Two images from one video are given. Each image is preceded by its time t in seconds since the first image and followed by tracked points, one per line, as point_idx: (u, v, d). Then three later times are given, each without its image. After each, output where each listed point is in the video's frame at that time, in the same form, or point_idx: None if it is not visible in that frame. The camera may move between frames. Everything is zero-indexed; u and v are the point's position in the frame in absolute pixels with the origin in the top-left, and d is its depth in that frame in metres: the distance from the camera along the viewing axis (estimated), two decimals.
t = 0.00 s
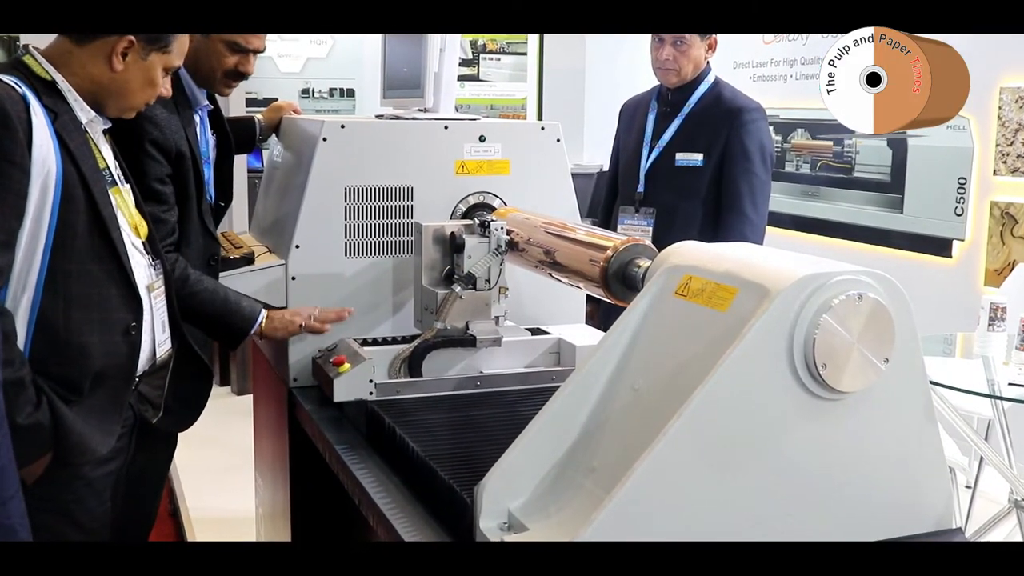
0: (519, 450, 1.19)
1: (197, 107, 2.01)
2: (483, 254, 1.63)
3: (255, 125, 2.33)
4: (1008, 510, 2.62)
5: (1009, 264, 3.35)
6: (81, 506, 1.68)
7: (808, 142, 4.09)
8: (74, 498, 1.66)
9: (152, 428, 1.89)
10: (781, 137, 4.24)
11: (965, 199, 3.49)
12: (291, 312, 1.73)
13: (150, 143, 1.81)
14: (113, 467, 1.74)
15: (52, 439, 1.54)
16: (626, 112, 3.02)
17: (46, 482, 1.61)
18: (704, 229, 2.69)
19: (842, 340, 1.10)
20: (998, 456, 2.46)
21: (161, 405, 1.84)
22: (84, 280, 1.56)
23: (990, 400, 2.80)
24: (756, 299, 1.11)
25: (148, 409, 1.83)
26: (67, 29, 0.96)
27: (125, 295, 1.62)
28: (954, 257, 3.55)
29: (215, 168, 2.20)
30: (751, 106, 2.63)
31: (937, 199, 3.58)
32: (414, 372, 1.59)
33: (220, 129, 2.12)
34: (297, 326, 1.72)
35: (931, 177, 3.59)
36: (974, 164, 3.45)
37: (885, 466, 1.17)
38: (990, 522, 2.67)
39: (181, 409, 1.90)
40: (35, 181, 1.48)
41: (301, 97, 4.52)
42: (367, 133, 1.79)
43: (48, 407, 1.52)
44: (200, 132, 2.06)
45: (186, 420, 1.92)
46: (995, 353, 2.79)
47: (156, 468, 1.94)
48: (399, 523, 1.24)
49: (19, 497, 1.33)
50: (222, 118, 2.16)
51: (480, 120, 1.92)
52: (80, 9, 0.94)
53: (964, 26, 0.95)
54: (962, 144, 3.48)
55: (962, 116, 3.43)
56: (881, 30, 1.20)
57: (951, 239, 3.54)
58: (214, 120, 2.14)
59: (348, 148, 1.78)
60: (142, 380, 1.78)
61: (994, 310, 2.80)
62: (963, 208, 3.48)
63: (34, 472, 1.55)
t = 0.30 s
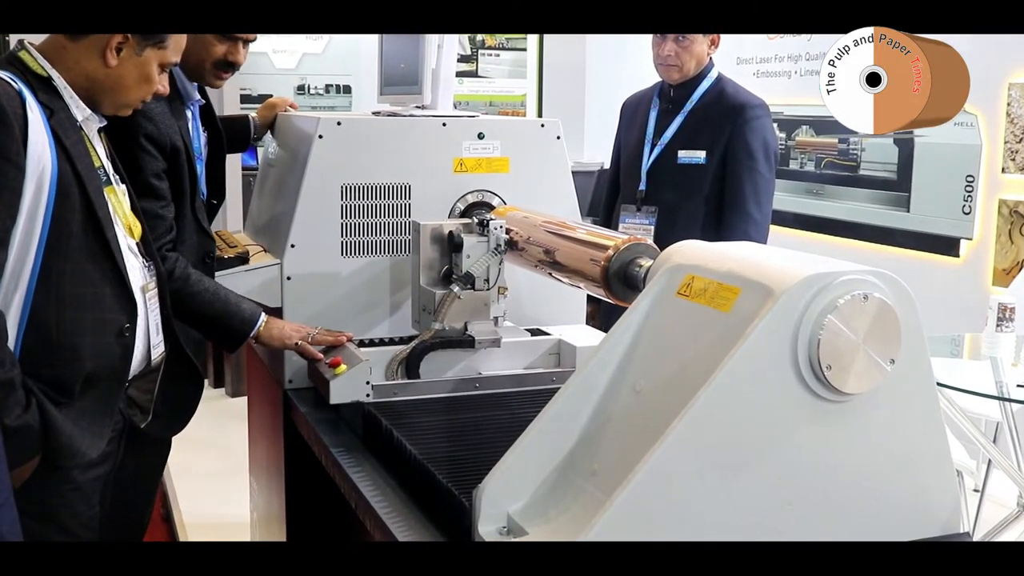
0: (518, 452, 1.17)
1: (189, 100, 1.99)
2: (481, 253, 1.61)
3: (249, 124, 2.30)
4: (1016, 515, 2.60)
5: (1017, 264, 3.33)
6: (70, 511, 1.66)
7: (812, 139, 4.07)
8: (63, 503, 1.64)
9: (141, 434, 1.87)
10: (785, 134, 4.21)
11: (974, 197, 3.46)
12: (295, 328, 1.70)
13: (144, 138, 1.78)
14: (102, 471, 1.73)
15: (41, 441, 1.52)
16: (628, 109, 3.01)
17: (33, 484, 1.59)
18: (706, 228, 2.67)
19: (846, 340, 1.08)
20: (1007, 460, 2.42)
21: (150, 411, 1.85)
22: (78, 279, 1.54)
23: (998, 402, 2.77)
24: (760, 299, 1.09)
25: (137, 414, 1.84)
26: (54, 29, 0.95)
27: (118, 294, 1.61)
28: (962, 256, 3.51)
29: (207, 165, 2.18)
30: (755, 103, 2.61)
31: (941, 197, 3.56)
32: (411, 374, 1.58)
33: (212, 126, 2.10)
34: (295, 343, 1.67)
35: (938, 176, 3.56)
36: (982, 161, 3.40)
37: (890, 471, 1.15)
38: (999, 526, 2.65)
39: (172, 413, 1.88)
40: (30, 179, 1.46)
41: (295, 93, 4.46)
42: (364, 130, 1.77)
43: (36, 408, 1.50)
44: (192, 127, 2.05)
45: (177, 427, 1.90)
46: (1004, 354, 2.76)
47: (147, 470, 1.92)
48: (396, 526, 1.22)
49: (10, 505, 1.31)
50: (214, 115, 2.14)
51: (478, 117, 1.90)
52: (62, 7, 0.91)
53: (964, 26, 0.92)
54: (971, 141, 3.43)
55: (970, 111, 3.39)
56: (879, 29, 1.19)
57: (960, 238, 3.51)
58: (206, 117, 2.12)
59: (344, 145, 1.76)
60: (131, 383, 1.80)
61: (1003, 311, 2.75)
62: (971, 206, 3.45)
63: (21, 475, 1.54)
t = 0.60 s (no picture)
0: (519, 457, 1.15)
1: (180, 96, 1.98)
2: (480, 253, 1.58)
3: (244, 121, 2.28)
4: None
5: None
6: (70, 515, 1.63)
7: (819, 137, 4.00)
8: (65, 509, 1.62)
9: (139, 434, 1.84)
10: (791, 130, 4.13)
11: (984, 195, 3.43)
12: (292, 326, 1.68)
13: (131, 132, 1.78)
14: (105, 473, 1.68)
15: (43, 445, 1.50)
16: (630, 105, 2.98)
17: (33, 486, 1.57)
18: (710, 227, 2.64)
19: (854, 341, 1.05)
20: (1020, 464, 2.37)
21: (149, 410, 1.84)
22: (73, 274, 1.52)
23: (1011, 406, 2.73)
24: (765, 300, 1.06)
25: (136, 413, 1.83)
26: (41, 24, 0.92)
27: (117, 290, 1.58)
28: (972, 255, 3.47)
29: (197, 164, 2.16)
30: (759, 99, 2.58)
31: (947, 195, 3.54)
32: (407, 376, 1.56)
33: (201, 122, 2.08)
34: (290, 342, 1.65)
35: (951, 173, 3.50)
36: (994, 157, 3.38)
37: (899, 474, 1.12)
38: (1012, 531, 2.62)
39: (170, 412, 1.85)
40: (15, 176, 1.43)
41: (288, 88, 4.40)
42: (360, 125, 1.74)
43: (38, 410, 1.48)
44: (182, 122, 2.03)
45: (175, 422, 1.86)
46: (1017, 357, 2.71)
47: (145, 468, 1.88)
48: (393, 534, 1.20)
49: None
50: (206, 111, 2.12)
51: (476, 114, 1.87)
52: None
53: (964, 26, 0.95)
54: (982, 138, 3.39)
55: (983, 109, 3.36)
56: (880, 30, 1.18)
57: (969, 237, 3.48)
58: (196, 113, 2.11)
59: (341, 142, 1.74)
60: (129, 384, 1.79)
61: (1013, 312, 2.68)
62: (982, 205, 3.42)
63: (25, 479, 1.55)
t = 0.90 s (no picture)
0: (516, 461, 1.12)
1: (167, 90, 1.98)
2: (478, 252, 1.56)
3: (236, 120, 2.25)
4: None
5: None
6: (60, 516, 1.58)
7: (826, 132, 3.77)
8: (53, 508, 1.56)
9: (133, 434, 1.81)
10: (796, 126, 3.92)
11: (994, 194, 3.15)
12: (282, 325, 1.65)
13: (117, 127, 1.75)
14: (97, 479, 1.63)
15: (32, 450, 1.48)
16: (631, 100, 2.95)
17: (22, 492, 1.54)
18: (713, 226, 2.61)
19: (861, 342, 1.03)
20: None
21: (146, 409, 1.77)
22: (59, 273, 1.49)
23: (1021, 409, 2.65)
24: (769, 300, 1.04)
25: (132, 413, 1.75)
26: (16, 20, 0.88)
27: (103, 288, 1.55)
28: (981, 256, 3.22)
29: (188, 162, 2.13)
30: (764, 94, 2.54)
31: (959, 191, 3.27)
32: (403, 378, 1.53)
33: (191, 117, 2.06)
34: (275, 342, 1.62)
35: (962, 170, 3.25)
36: (1005, 153, 3.09)
37: (905, 480, 1.10)
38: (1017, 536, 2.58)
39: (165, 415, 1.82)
40: None
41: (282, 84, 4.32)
42: (355, 122, 1.71)
43: (26, 414, 1.46)
44: (171, 118, 2.02)
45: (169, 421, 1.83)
46: None
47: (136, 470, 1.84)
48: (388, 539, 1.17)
49: None
50: (196, 109, 2.10)
51: (474, 110, 1.84)
52: None
53: (964, 27, 0.93)
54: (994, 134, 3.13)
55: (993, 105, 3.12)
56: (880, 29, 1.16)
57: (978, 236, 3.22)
58: (186, 108, 2.08)
59: (336, 140, 1.71)
60: (125, 382, 1.71)
61: None
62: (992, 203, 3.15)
63: (15, 484, 1.49)
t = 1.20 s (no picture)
0: (516, 465, 1.10)
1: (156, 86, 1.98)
2: (476, 252, 1.53)
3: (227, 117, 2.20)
4: None
5: None
6: (43, 524, 1.58)
7: (829, 130, 3.75)
8: (36, 517, 1.57)
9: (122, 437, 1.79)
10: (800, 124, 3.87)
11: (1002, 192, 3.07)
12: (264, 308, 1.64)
13: (101, 125, 1.78)
14: (81, 483, 1.67)
15: (15, 452, 1.45)
16: (632, 97, 2.92)
17: (8, 495, 1.52)
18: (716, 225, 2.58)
19: (865, 344, 1.01)
20: None
21: (132, 415, 1.77)
22: (47, 274, 1.47)
23: None
24: (772, 300, 1.02)
25: (119, 418, 1.77)
26: None
27: (93, 291, 1.53)
28: (989, 254, 3.18)
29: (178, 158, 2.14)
30: (768, 90, 2.50)
31: (964, 189, 3.18)
32: (399, 380, 1.51)
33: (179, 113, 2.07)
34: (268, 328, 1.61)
35: (970, 166, 3.15)
36: (1012, 152, 3.01)
37: (909, 485, 1.08)
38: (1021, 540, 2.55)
39: (153, 422, 1.80)
40: None
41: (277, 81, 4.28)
42: (352, 120, 1.70)
43: (9, 416, 1.44)
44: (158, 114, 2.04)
45: (163, 424, 1.81)
46: None
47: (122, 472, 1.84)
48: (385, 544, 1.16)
49: None
50: (185, 104, 2.11)
51: (471, 107, 1.83)
52: None
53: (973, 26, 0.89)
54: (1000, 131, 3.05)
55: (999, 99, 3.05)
56: (878, 29, 1.14)
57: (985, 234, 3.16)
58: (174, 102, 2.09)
59: (330, 137, 1.69)
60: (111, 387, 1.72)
61: None
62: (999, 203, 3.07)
63: None
